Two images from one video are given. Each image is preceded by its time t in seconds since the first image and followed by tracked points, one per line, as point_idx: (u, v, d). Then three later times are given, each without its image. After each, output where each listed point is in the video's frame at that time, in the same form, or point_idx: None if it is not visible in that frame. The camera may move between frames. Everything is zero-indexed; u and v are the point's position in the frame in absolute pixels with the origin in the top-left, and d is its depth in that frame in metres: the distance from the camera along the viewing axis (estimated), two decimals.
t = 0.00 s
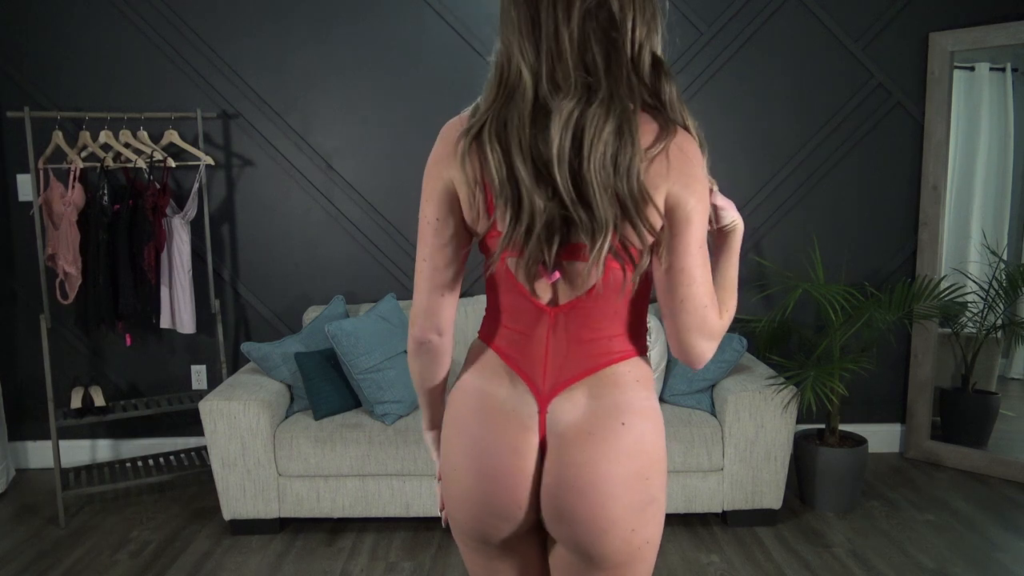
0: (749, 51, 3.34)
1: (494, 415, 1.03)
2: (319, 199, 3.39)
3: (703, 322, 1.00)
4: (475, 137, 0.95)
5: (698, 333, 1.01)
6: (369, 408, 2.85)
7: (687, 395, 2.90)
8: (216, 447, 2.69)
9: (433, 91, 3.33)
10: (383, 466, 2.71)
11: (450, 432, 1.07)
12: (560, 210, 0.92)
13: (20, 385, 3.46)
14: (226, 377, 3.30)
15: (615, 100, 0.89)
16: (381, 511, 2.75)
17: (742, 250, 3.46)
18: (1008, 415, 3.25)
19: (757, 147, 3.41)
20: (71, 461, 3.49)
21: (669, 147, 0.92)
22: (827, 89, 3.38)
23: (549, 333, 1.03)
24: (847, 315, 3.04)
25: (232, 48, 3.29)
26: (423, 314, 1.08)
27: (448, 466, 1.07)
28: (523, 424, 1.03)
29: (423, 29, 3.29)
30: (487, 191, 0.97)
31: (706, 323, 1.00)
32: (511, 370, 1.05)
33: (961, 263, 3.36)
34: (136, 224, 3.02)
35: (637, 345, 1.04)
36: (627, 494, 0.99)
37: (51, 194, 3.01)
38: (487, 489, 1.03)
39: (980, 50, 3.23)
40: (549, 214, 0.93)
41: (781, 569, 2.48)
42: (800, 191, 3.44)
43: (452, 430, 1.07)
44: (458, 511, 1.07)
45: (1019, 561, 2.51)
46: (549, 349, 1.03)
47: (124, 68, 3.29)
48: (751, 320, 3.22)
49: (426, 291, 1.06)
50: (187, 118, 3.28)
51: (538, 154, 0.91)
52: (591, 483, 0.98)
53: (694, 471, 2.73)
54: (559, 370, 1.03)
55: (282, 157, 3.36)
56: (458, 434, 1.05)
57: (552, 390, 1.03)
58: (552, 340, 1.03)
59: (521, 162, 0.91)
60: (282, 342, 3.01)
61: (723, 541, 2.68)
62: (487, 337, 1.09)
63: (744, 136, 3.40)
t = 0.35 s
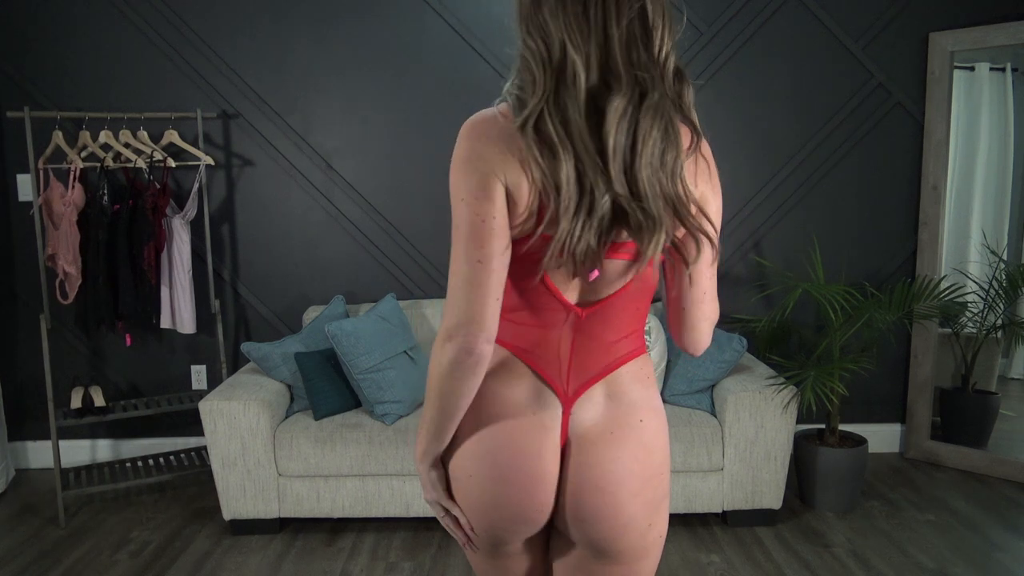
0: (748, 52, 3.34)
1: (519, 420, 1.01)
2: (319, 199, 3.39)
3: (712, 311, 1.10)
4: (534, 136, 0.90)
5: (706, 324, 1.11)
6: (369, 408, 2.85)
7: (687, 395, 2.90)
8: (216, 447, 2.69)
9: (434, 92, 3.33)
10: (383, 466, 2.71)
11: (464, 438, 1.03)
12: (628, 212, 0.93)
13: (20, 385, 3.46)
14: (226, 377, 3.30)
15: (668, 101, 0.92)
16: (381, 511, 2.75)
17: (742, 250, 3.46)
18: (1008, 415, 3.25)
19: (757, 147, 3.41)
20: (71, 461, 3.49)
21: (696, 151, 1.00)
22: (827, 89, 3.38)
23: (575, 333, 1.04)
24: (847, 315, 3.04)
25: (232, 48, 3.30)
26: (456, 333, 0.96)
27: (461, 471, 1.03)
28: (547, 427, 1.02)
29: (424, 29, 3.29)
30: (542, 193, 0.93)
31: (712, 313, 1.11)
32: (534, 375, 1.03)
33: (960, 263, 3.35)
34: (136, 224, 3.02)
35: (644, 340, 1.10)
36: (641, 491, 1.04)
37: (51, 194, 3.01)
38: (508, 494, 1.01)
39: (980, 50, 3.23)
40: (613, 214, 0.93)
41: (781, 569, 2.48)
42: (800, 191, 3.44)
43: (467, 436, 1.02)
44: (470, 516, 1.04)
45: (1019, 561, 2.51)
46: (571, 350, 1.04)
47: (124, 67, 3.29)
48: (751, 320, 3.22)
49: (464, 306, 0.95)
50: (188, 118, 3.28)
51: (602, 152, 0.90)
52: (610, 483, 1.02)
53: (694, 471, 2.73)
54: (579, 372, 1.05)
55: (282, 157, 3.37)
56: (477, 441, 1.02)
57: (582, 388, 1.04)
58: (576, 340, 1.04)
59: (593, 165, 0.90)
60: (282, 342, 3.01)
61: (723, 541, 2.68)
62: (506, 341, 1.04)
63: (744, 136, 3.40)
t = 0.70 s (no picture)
0: (748, 51, 3.34)
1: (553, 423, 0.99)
2: (319, 199, 3.39)
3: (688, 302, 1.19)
4: (587, 127, 0.90)
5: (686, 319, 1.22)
6: (369, 408, 2.85)
7: (687, 396, 2.90)
8: (217, 446, 2.69)
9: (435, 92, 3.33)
10: (383, 466, 2.71)
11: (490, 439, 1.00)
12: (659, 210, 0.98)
13: (20, 385, 3.46)
14: (226, 377, 3.30)
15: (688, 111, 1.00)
16: (381, 511, 2.75)
17: (742, 250, 3.46)
18: (1008, 415, 3.25)
19: (757, 148, 3.41)
20: (72, 461, 3.49)
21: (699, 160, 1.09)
22: (827, 89, 3.38)
23: (592, 332, 1.05)
24: (847, 315, 3.04)
25: (232, 48, 3.29)
26: (514, 296, 0.90)
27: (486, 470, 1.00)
28: (570, 425, 1.03)
29: (424, 29, 3.29)
30: (584, 185, 0.93)
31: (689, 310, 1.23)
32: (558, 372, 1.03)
33: (961, 263, 3.35)
34: (136, 224, 3.01)
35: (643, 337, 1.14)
36: (650, 486, 1.07)
37: (51, 194, 3.01)
38: (533, 498, 0.99)
39: (980, 50, 3.23)
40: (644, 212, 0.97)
41: (781, 569, 2.48)
42: (801, 191, 3.44)
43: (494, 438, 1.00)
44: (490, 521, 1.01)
45: (1019, 561, 2.51)
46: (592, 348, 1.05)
47: (124, 67, 3.29)
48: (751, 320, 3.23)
49: (517, 268, 0.89)
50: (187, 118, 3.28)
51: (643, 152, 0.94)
52: (623, 480, 1.04)
53: (694, 471, 2.73)
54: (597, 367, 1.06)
55: (282, 157, 3.36)
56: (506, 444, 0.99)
57: (594, 388, 1.06)
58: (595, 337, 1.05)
59: (636, 165, 0.93)
60: (282, 342, 3.01)
61: (724, 541, 2.68)
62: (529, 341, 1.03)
63: (744, 136, 3.40)
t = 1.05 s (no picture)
0: (748, 52, 3.34)
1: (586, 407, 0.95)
2: (319, 199, 3.39)
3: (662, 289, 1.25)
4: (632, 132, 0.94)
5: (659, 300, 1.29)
6: (369, 408, 2.85)
7: (687, 396, 2.90)
8: (216, 446, 2.69)
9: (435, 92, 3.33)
10: (383, 466, 2.71)
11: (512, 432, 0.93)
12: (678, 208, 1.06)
13: (20, 385, 3.46)
14: (226, 377, 3.30)
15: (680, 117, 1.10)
16: (381, 511, 2.75)
17: (742, 250, 3.46)
18: (1008, 415, 3.25)
19: (757, 148, 3.41)
20: (72, 461, 3.49)
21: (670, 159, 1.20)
22: (827, 89, 3.38)
23: (606, 321, 1.04)
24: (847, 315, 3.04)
25: (232, 48, 3.30)
26: (617, 236, 0.83)
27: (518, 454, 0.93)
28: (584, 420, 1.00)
29: (424, 29, 3.29)
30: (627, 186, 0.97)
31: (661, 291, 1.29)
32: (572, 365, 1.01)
33: (961, 263, 3.35)
34: (136, 224, 3.01)
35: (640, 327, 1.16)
36: (651, 475, 1.07)
37: (51, 194, 3.01)
38: (555, 493, 0.93)
39: (980, 50, 3.23)
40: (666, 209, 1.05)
41: (781, 569, 2.48)
42: (800, 192, 3.44)
43: (518, 431, 0.93)
44: (503, 523, 0.94)
45: (1019, 561, 2.51)
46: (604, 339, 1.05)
47: (123, 67, 3.29)
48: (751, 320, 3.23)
49: (608, 208, 0.83)
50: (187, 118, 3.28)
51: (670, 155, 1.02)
52: (626, 472, 1.04)
53: (694, 471, 2.73)
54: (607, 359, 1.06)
55: (282, 157, 3.36)
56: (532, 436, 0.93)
57: (606, 378, 1.05)
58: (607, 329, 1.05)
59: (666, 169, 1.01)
60: (282, 342, 3.01)
61: (724, 541, 2.68)
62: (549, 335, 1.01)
63: (744, 137, 3.40)
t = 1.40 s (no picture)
0: (748, 52, 3.34)
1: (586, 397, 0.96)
2: (319, 199, 3.39)
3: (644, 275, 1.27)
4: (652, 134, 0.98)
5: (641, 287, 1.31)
6: (369, 408, 2.85)
7: (687, 396, 2.90)
8: (217, 447, 2.69)
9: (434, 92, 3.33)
10: (383, 466, 2.71)
11: (515, 429, 0.93)
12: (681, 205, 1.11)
13: (19, 385, 3.46)
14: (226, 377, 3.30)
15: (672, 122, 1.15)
16: (380, 511, 2.75)
17: (742, 250, 3.46)
18: (1008, 415, 3.25)
19: (757, 148, 3.41)
20: (71, 461, 3.49)
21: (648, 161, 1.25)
22: (827, 89, 3.38)
23: (609, 320, 1.05)
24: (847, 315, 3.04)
25: (232, 48, 3.30)
26: (652, 238, 0.82)
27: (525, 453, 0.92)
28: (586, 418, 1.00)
29: (424, 29, 3.29)
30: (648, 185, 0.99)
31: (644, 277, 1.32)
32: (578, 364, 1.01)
33: (961, 263, 3.35)
34: (136, 224, 3.01)
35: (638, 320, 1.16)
36: (651, 473, 1.08)
37: (51, 194, 3.01)
38: (558, 490, 0.93)
39: (980, 50, 3.23)
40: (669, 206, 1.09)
41: (781, 569, 2.48)
42: (800, 191, 3.44)
43: (524, 429, 0.93)
44: (506, 523, 0.93)
45: (1019, 561, 2.51)
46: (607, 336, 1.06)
47: (123, 67, 3.29)
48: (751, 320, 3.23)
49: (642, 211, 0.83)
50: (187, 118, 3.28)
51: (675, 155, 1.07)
52: (626, 471, 1.04)
53: (694, 471, 2.73)
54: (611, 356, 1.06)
55: (282, 157, 3.36)
56: (535, 433, 0.93)
57: (609, 375, 1.05)
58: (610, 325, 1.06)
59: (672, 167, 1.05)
60: (282, 342, 3.01)
61: (724, 541, 2.68)
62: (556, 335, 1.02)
63: (744, 137, 3.40)
